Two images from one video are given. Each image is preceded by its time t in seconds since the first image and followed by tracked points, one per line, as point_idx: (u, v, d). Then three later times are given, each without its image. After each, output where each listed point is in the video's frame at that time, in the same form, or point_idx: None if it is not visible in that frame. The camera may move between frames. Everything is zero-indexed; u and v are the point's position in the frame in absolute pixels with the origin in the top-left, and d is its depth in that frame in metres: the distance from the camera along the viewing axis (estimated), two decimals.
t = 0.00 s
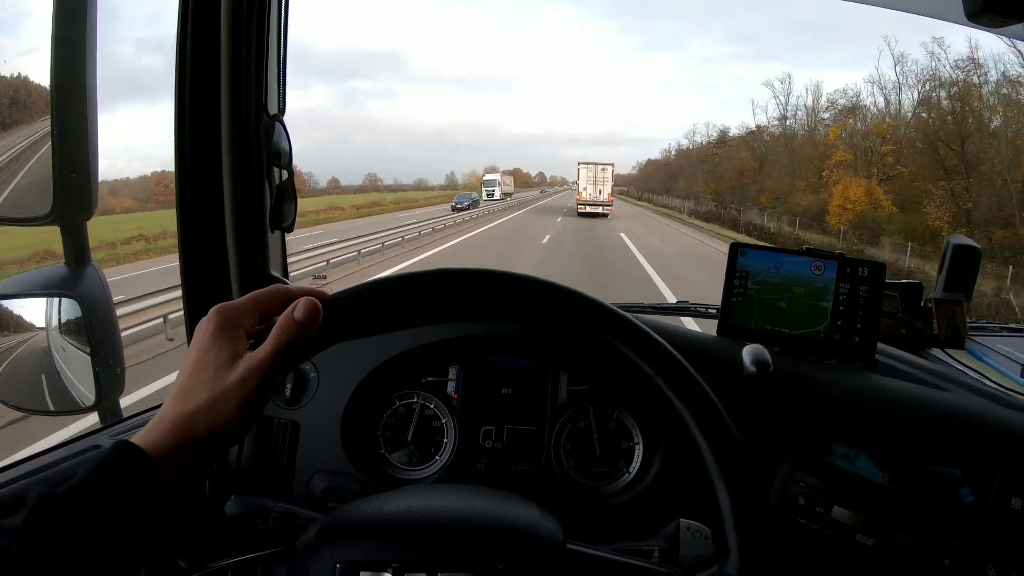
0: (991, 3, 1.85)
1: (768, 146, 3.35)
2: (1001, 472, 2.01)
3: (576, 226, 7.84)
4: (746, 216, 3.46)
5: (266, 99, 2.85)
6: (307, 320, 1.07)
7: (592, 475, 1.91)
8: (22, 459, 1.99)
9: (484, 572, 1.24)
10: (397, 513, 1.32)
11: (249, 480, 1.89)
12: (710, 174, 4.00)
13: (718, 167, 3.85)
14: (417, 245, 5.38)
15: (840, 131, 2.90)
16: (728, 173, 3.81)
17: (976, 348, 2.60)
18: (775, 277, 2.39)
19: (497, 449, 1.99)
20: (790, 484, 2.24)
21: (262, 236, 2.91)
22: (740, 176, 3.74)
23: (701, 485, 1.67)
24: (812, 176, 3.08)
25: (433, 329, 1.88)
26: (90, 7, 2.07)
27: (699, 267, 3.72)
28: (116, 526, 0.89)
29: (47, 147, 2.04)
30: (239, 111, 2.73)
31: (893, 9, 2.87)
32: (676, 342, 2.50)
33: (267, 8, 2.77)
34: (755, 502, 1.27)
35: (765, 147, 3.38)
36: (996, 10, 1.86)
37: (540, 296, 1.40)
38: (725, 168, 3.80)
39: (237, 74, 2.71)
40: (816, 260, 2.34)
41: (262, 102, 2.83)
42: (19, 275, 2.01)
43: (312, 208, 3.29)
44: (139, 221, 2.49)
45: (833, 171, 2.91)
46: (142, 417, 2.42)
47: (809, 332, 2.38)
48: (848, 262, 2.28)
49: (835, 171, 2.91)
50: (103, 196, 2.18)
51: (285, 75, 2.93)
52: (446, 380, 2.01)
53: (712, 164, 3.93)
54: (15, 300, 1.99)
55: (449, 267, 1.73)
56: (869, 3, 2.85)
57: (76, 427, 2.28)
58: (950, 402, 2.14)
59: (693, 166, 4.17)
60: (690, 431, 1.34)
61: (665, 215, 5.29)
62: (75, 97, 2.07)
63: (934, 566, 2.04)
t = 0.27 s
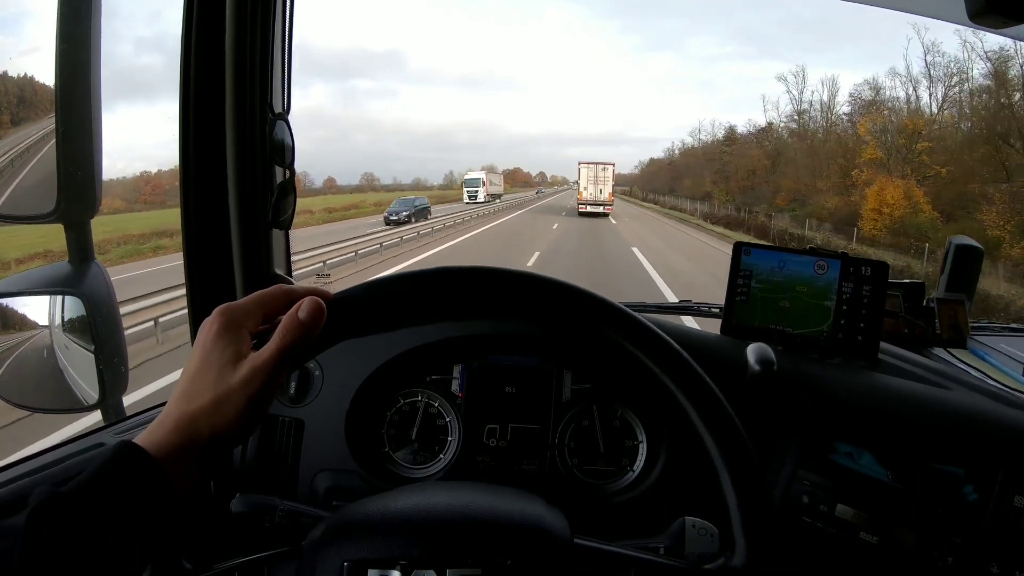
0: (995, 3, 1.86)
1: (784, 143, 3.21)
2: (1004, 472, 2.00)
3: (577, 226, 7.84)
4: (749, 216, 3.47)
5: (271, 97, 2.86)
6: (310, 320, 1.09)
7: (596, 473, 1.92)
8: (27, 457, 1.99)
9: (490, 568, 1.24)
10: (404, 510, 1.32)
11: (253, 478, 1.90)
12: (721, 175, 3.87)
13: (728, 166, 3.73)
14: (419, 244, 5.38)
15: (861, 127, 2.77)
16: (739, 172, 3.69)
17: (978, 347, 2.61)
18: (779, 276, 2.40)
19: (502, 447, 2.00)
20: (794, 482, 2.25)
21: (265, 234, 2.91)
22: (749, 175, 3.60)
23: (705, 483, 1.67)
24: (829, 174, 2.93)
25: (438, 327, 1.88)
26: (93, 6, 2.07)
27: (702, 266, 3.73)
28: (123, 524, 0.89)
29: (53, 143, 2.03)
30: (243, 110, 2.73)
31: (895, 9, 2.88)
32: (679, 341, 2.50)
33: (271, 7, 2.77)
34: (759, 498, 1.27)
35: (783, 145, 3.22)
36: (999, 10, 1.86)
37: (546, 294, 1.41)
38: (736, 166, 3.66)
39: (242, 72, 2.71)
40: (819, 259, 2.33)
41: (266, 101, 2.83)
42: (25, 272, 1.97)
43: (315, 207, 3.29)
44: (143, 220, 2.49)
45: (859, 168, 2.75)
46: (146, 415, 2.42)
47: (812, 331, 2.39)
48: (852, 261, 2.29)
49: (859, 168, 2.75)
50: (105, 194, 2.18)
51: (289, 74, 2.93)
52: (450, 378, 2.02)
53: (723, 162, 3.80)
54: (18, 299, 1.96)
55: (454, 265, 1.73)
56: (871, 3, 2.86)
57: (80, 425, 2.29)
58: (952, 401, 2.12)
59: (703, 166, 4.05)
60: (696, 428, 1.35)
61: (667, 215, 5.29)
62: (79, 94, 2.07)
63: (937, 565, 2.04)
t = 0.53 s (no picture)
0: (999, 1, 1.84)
1: (815, 140, 3.07)
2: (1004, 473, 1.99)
3: (578, 225, 7.83)
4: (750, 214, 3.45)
5: (270, 93, 2.85)
6: (296, 317, 1.10)
7: (594, 472, 1.91)
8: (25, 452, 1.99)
9: (486, 568, 1.24)
10: (399, 509, 1.31)
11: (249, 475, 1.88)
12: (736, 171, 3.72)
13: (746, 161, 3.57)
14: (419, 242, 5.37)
15: (898, 122, 2.64)
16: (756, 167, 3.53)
17: (979, 347, 2.59)
18: (779, 275, 2.39)
19: (500, 446, 1.99)
20: (793, 481, 2.25)
21: (264, 230, 2.91)
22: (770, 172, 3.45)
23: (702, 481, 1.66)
24: (859, 172, 2.79)
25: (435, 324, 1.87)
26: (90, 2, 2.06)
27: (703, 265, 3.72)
28: (116, 526, 0.88)
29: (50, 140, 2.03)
30: (242, 107, 2.73)
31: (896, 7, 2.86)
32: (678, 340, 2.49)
33: (270, 3, 2.76)
34: (756, 494, 1.27)
35: (806, 142, 3.11)
36: (1002, 8, 1.85)
37: (542, 291, 1.39)
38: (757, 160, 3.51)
39: (241, 68, 2.70)
40: (820, 259, 2.32)
41: (265, 98, 2.82)
42: (19, 270, 1.94)
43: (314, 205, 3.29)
44: (142, 216, 2.48)
45: (898, 166, 2.61)
46: (145, 411, 2.42)
47: (813, 330, 2.38)
48: (852, 261, 2.28)
49: (898, 166, 2.61)
50: (103, 190, 2.18)
51: (287, 71, 2.93)
52: (448, 376, 2.01)
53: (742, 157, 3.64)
54: (16, 295, 1.93)
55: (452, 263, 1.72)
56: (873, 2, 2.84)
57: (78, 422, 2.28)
58: (952, 401, 2.10)
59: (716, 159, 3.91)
60: (693, 425, 1.34)
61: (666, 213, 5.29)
62: (78, 90, 2.06)
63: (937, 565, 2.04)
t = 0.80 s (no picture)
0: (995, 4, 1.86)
1: (839, 138, 2.93)
2: (1000, 473, 2.00)
3: (578, 226, 7.84)
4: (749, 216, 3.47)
5: (270, 96, 2.86)
6: (292, 324, 1.10)
7: (592, 473, 1.93)
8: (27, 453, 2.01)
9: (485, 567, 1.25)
10: (400, 510, 1.33)
11: (251, 477, 1.90)
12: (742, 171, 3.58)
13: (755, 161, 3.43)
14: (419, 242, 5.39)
15: (942, 115, 2.47)
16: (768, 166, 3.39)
17: (976, 348, 2.61)
18: (777, 276, 2.41)
19: (499, 447, 2.01)
20: (790, 482, 2.26)
21: (264, 232, 2.92)
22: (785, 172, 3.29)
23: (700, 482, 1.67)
24: (891, 173, 2.65)
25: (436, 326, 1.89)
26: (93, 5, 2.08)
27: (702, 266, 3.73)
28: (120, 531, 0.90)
29: (53, 142, 2.04)
30: (243, 109, 2.74)
31: (895, 10, 2.88)
32: (677, 341, 2.51)
33: (272, 6, 2.78)
34: (750, 491, 1.29)
35: (829, 140, 2.97)
36: (997, 12, 1.87)
37: (541, 294, 1.41)
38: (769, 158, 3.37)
39: (242, 72, 2.71)
40: (817, 260, 2.34)
41: (266, 101, 2.84)
42: (23, 272, 1.96)
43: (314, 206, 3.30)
44: (143, 219, 2.50)
45: (942, 166, 2.45)
46: (146, 412, 2.44)
47: (810, 331, 2.39)
48: (850, 263, 2.29)
49: (942, 166, 2.46)
50: (106, 192, 2.19)
51: (287, 74, 2.95)
52: (448, 377, 2.03)
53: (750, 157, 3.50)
54: (19, 296, 1.95)
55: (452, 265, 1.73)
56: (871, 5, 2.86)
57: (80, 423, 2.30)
58: (951, 402, 2.13)
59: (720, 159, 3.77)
60: (689, 425, 1.36)
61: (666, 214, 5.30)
62: (80, 93, 2.08)
63: (933, 566, 2.05)
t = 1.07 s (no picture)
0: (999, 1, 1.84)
1: (863, 134, 2.76)
2: (1004, 472, 1.98)
3: (579, 225, 7.82)
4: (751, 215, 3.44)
5: (270, 92, 2.84)
6: (294, 319, 1.06)
7: (593, 471, 1.91)
8: (24, 452, 1.99)
9: (485, 566, 1.24)
10: (398, 508, 1.31)
11: (249, 475, 1.87)
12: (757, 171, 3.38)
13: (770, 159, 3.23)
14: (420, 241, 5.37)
15: (999, 107, 2.28)
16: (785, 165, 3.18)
17: (980, 347, 2.59)
18: (779, 274, 2.40)
19: (499, 445, 1.98)
20: (793, 481, 2.25)
21: (264, 229, 2.90)
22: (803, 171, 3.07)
23: (703, 482, 1.65)
24: (931, 172, 2.46)
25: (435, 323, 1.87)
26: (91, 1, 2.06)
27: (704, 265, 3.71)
28: (120, 528, 0.89)
29: (51, 139, 2.03)
30: (242, 106, 2.72)
31: (898, 7, 2.85)
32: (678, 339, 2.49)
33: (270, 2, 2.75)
34: (753, 487, 1.28)
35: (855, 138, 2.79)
36: (1003, 8, 1.85)
37: (541, 290, 1.39)
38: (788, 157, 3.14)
39: (241, 68, 2.69)
40: (820, 258, 2.33)
41: (265, 97, 2.81)
42: (20, 269, 1.95)
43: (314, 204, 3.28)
44: (142, 216, 2.48)
45: (998, 166, 2.26)
46: (144, 410, 2.42)
47: (812, 330, 2.37)
48: (853, 261, 2.27)
49: (998, 166, 2.26)
50: (103, 189, 2.17)
51: (288, 70, 2.92)
52: (448, 375, 2.01)
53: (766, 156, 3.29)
54: (16, 294, 1.93)
55: (452, 262, 1.71)
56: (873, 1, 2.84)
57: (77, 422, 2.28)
58: (954, 400, 2.10)
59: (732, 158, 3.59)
60: (691, 422, 1.34)
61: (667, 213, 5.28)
62: (78, 89, 2.07)
63: (936, 566, 2.03)
